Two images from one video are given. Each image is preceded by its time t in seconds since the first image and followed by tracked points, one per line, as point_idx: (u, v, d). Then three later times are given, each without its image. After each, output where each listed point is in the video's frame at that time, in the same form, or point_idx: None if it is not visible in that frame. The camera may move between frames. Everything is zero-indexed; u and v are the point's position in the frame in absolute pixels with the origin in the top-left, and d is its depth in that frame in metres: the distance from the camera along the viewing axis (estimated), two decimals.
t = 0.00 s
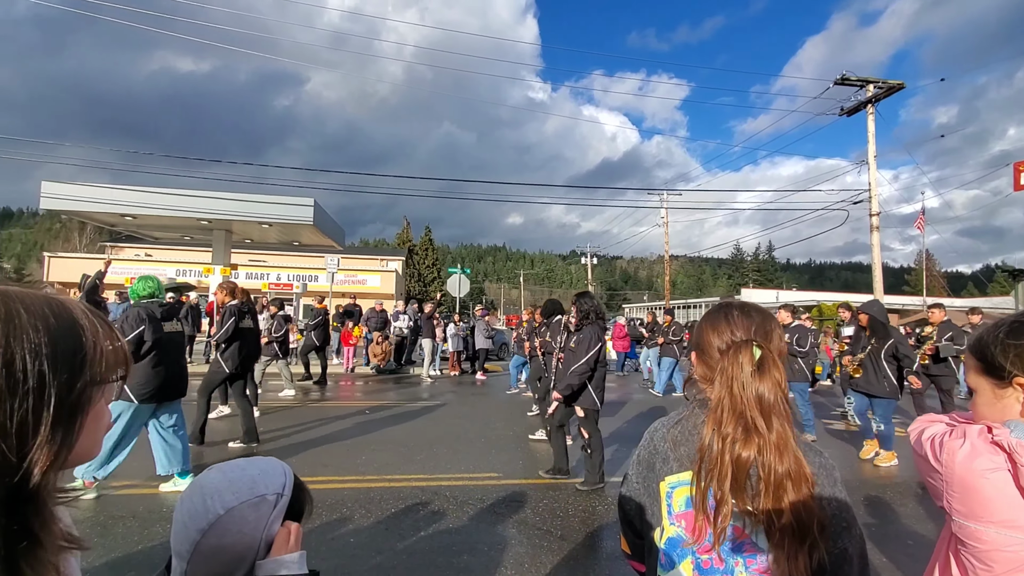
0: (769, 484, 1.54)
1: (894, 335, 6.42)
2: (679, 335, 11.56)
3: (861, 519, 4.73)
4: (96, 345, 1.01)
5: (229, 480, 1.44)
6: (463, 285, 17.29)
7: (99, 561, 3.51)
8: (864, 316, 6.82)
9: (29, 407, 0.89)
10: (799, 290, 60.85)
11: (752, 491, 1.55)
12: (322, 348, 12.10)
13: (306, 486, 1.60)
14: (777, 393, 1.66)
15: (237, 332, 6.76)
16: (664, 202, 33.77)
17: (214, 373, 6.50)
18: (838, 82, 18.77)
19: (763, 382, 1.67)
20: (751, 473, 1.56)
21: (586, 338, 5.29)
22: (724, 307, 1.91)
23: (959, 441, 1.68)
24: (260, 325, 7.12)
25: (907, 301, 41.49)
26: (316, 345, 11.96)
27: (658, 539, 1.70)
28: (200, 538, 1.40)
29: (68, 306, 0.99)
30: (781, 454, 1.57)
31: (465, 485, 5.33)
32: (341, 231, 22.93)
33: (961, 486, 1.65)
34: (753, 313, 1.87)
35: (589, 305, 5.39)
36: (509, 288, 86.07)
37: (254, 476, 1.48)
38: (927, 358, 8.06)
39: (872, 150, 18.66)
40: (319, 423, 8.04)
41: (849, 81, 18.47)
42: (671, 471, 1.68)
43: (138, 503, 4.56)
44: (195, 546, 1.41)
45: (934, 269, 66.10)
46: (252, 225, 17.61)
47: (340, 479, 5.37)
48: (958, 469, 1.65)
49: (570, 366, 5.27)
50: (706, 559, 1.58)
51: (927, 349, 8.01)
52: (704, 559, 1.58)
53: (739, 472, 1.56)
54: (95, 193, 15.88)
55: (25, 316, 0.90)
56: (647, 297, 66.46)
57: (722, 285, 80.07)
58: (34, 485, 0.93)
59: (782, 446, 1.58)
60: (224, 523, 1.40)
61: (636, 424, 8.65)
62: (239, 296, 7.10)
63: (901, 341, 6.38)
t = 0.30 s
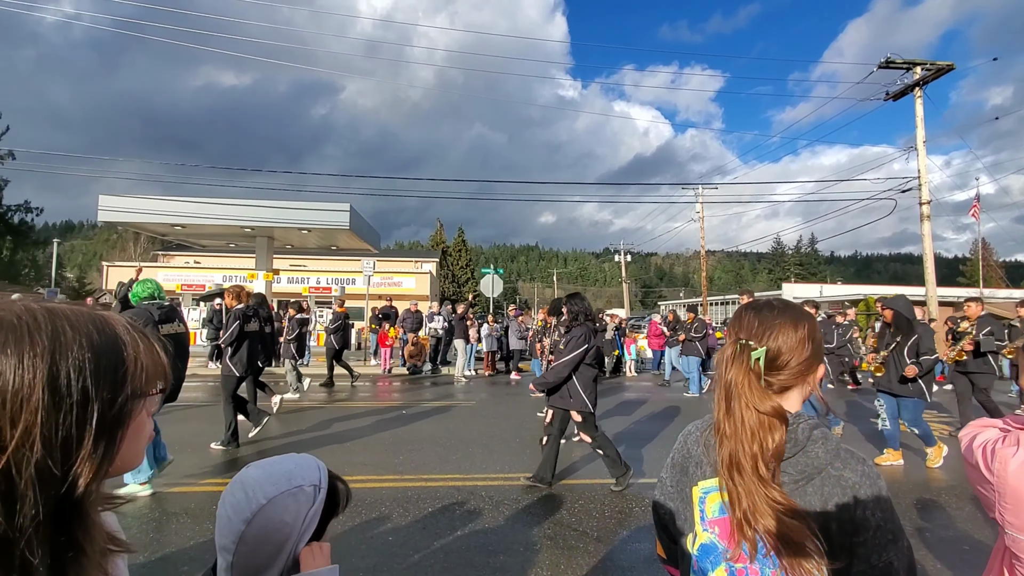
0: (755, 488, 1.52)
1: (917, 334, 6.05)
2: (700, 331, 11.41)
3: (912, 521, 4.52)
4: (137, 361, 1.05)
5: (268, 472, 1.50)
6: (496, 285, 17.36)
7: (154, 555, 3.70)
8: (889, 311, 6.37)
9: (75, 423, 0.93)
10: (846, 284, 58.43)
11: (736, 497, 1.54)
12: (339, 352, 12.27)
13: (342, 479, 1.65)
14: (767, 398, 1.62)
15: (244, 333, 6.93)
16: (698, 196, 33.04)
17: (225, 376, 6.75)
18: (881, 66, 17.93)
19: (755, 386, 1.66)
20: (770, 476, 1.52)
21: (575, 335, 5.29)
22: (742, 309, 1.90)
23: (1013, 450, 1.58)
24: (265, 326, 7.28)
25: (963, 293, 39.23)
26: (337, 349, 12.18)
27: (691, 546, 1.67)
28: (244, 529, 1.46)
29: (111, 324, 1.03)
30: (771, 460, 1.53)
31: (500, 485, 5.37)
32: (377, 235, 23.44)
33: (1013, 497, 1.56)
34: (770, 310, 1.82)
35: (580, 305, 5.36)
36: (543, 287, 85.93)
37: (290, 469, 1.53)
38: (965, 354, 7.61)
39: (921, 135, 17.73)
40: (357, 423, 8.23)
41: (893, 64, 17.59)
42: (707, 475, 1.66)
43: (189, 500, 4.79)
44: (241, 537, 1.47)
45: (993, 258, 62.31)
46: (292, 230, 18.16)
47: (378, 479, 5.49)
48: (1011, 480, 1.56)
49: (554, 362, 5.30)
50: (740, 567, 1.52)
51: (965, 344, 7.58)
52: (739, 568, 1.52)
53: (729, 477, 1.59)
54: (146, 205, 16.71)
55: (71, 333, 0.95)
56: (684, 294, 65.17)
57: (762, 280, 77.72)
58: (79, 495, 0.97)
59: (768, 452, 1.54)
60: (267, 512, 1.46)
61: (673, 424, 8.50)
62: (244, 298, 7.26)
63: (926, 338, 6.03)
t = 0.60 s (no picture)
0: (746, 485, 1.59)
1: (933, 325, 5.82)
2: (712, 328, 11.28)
3: (956, 522, 4.35)
4: (164, 368, 1.09)
5: (290, 456, 1.61)
6: (520, 285, 17.36)
7: (194, 553, 3.83)
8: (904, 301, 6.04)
9: (107, 429, 0.98)
10: (882, 276, 56.54)
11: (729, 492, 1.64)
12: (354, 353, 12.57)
13: (358, 463, 1.75)
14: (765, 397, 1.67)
15: (244, 338, 7.05)
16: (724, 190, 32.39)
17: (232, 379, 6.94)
18: (914, 50, 17.27)
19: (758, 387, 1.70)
20: (781, 475, 1.53)
21: (563, 335, 5.39)
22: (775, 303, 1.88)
23: None
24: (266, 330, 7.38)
25: (1009, 284, 37.42)
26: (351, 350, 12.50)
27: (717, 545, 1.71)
28: (267, 505, 1.52)
29: (139, 332, 1.08)
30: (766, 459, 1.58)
31: (528, 484, 5.37)
32: (401, 237, 23.70)
33: None
34: (796, 305, 1.79)
35: (563, 301, 5.55)
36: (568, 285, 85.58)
37: (308, 452, 1.65)
38: (994, 347, 7.36)
39: (958, 120, 17.02)
40: (386, 423, 8.35)
41: (927, 47, 16.93)
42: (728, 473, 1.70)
43: (226, 499, 4.94)
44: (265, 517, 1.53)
45: None
46: (319, 235, 18.53)
47: (406, 478, 5.56)
48: None
49: (550, 371, 5.25)
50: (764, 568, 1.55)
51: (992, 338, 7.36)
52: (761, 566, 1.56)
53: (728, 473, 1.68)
54: (180, 214, 17.28)
55: (99, 341, 0.99)
56: (712, 289, 64.04)
57: (793, 274, 75.74)
58: (116, 498, 1.02)
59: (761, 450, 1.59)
60: (288, 485, 1.55)
61: (702, 423, 8.35)
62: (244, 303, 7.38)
63: (945, 330, 5.78)
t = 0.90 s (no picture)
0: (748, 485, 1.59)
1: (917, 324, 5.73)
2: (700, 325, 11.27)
3: (965, 521, 4.31)
4: (155, 369, 1.11)
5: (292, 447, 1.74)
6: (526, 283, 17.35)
7: (202, 549, 3.87)
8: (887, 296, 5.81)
9: (93, 431, 0.99)
10: (891, 273, 56.06)
11: (732, 495, 1.64)
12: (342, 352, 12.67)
13: (351, 453, 1.76)
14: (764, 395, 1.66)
15: (218, 335, 7.18)
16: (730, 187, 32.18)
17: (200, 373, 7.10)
18: (922, 44, 17.08)
19: (759, 386, 1.68)
20: (782, 473, 1.54)
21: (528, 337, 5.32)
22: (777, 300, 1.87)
23: None
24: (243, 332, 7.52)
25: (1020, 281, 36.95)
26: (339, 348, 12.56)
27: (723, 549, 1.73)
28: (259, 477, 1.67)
29: (131, 333, 1.09)
30: (768, 460, 1.57)
31: (534, 483, 5.38)
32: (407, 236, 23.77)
33: None
34: (799, 302, 1.78)
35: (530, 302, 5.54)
36: (574, 283, 85.53)
37: (293, 446, 1.72)
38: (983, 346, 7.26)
39: (967, 115, 16.81)
40: (392, 422, 8.38)
41: (935, 41, 16.73)
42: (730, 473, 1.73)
43: (233, 497, 4.98)
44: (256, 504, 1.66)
45: None
46: (326, 234, 18.61)
47: (412, 476, 5.58)
48: None
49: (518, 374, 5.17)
50: (764, 565, 1.56)
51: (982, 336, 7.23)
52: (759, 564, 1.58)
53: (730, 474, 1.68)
54: (187, 213, 17.40)
55: (89, 342, 1.00)
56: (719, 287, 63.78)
57: (801, 271, 75.23)
58: (102, 503, 1.03)
59: (763, 452, 1.58)
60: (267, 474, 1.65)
61: (709, 421, 8.31)
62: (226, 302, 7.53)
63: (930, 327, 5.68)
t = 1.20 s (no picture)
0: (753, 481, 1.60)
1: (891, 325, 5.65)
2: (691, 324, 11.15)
3: (974, 516, 4.29)
4: (155, 372, 1.13)
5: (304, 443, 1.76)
6: (531, 280, 17.33)
7: (213, 546, 3.92)
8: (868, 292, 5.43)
9: (91, 435, 1.01)
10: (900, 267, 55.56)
11: (738, 491, 1.65)
12: (335, 352, 12.71)
13: (365, 453, 1.79)
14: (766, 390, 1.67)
15: (196, 339, 7.23)
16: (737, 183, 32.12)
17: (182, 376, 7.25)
18: (929, 37, 16.90)
19: (761, 381, 1.69)
20: (786, 468, 1.56)
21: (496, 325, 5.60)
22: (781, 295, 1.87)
23: None
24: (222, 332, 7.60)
25: None
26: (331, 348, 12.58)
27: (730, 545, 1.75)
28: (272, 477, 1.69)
29: (133, 336, 1.11)
30: (773, 455, 1.58)
31: (541, 480, 5.39)
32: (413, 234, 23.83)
33: None
34: (801, 297, 1.79)
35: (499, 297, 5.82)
36: (579, 281, 85.49)
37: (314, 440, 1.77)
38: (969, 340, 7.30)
39: (975, 108, 16.63)
40: (400, 419, 8.44)
41: (942, 34, 16.55)
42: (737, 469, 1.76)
43: (243, 494, 5.04)
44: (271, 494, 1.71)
45: None
46: (332, 233, 18.70)
47: (420, 473, 5.61)
48: None
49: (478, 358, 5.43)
50: (770, 559, 1.58)
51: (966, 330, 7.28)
52: (766, 559, 1.59)
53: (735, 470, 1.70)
54: (195, 214, 17.54)
55: (88, 344, 1.03)
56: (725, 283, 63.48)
57: (808, 267, 74.75)
58: (100, 507, 1.05)
59: (766, 447, 1.59)
60: (284, 464, 1.70)
61: (716, 418, 8.31)
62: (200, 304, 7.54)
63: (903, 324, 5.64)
